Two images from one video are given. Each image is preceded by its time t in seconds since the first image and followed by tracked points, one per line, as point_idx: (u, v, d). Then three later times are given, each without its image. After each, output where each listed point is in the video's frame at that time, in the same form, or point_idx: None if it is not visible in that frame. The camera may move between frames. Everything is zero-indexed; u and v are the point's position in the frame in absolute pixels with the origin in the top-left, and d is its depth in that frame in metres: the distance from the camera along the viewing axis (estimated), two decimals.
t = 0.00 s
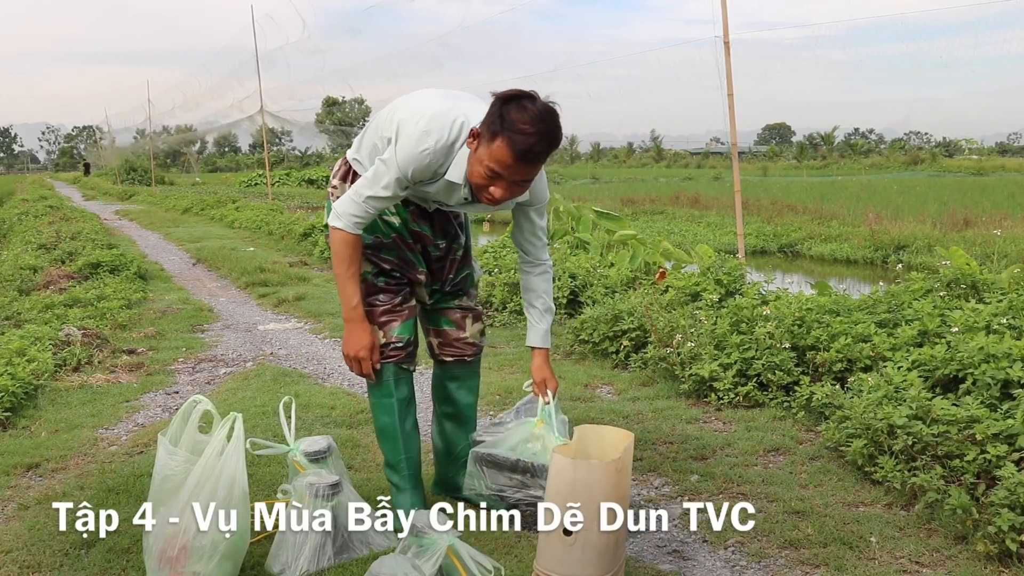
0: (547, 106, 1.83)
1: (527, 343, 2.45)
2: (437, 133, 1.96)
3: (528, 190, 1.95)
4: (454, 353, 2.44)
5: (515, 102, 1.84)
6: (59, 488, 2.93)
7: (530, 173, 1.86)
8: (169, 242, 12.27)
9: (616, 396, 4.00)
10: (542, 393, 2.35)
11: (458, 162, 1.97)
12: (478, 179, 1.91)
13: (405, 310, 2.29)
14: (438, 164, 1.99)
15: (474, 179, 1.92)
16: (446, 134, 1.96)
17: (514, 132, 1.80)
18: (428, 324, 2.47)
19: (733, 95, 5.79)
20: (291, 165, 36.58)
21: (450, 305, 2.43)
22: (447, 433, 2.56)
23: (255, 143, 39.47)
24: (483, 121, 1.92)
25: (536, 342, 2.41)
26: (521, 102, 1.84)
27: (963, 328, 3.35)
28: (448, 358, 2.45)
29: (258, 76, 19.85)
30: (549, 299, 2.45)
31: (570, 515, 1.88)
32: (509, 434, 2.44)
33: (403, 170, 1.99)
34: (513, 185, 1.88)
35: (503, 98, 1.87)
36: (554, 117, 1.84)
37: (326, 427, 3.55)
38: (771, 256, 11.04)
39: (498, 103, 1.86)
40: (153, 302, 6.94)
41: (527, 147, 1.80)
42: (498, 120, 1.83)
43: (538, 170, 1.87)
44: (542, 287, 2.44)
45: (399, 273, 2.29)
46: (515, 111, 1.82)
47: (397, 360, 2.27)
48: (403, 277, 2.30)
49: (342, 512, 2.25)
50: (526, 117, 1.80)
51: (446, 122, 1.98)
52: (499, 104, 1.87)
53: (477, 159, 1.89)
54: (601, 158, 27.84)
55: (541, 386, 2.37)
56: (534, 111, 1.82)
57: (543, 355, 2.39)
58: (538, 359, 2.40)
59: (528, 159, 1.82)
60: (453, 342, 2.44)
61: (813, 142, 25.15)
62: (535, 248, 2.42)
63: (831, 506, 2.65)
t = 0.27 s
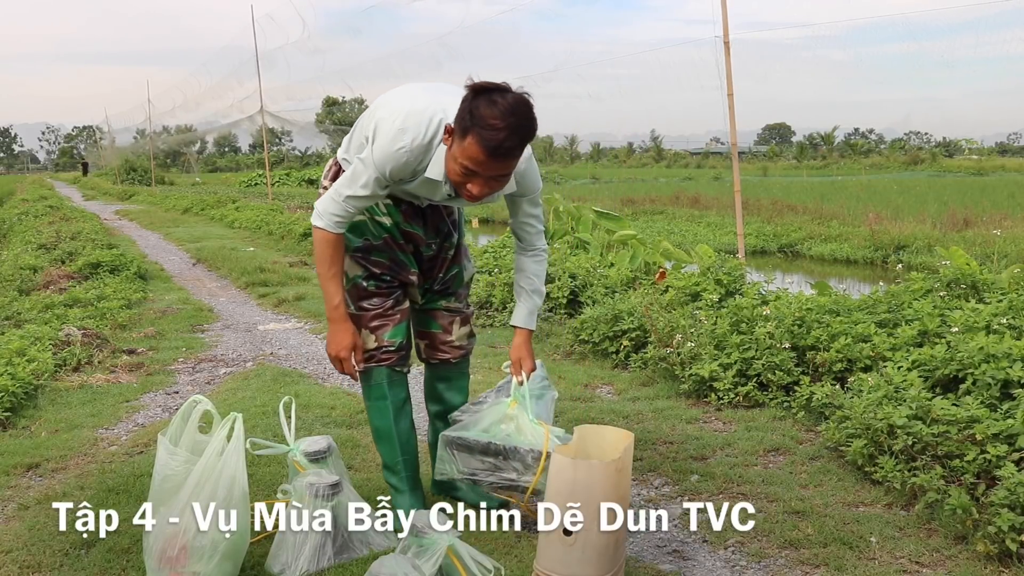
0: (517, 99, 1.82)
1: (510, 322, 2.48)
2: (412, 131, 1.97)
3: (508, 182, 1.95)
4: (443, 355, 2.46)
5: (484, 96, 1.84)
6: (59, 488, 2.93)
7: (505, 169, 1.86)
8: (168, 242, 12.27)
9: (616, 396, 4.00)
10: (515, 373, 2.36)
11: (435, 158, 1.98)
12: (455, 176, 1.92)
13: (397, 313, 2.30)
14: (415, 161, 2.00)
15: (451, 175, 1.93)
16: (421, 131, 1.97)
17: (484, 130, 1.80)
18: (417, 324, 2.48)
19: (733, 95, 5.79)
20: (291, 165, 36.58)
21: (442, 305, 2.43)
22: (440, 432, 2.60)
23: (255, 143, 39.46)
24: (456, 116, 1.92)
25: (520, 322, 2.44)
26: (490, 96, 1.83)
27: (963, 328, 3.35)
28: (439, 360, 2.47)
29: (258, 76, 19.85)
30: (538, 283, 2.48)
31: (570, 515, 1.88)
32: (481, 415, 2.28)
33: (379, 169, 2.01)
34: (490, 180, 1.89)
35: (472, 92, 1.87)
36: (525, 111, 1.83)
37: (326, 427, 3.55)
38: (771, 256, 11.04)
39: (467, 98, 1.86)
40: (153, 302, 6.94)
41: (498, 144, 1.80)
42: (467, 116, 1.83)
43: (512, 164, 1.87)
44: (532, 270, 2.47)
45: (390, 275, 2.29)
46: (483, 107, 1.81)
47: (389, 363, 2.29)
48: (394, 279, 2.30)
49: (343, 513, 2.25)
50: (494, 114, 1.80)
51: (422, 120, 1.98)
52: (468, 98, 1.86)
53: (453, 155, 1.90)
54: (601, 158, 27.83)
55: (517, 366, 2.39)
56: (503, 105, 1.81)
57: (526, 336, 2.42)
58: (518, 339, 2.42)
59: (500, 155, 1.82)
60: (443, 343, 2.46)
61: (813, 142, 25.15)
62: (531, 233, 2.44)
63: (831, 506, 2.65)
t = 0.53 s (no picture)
0: (462, 92, 1.80)
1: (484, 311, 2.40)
2: (380, 134, 1.99)
3: (474, 176, 1.93)
4: (449, 355, 2.46)
5: (431, 93, 1.83)
6: (59, 488, 2.93)
7: (461, 164, 1.84)
8: (169, 242, 12.27)
9: (617, 396, 4.00)
10: (480, 364, 2.22)
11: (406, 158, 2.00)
12: (419, 175, 1.92)
13: (400, 314, 2.30)
14: (388, 163, 2.02)
15: (416, 175, 1.93)
16: (389, 133, 1.98)
17: (429, 126, 1.79)
18: (425, 324, 2.48)
19: (733, 95, 5.79)
20: (291, 165, 36.58)
21: (448, 305, 2.42)
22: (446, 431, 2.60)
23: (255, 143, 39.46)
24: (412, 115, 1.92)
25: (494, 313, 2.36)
26: (437, 92, 1.83)
27: (963, 328, 3.35)
28: (447, 360, 2.47)
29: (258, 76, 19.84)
30: (518, 277, 2.41)
31: (570, 514, 1.88)
32: (441, 406, 2.12)
33: (354, 175, 2.06)
34: (452, 176, 1.88)
35: (421, 90, 1.86)
36: (470, 101, 1.81)
37: (326, 427, 3.55)
38: (771, 256, 11.04)
39: (416, 96, 1.85)
40: (153, 302, 6.94)
41: (443, 139, 1.78)
42: (416, 115, 1.83)
43: (469, 158, 1.85)
44: (515, 263, 2.41)
45: (394, 275, 2.29)
46: (429, 104, 1.80)
47: (393, 364, 2.29)
48: (398, 279, 2.30)
49: (343, 512, 2.25)
50: (439, 110, 1.78)
51: (390, 122, 1.99)
52: (417, 97, 1.86)
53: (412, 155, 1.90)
54: (601, 158, 27.83)
55: (484, 358, 2.26)
56: (448, 100, 1.80)
57: (498, 326, 2.33)
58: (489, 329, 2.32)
59: (452, 150, 1.80)
60: (449, 344, 2.45)
61: (813, 142, 25.14)
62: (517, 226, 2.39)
63: (831, 506, 2.65)
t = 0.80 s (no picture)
0: (399, 94, 1.75)
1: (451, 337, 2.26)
2: (347, 139, 2.00)
3: (428, 180, 1.86)
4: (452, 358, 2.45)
5: (370, 98, 1.78)
6: (59, 488, 2.93)
7: (407, 167, 1.78)
8: (169, 242, 12.27)
9: (616, 396, 4.00)
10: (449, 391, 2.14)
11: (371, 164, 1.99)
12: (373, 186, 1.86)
13: (399, 315, 2.31)
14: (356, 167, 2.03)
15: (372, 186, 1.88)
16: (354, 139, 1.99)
17: (369, 131, 1.73)
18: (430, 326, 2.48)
19: (733, 95, 5.79)
20: (291, 165, 36.58)
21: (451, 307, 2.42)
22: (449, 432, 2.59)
23: (255, 143, 39.46)
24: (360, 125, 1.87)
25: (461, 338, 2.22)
26: (375, 96, 1.77)
27: (962, 328, 3.35)
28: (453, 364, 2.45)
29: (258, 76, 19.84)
30: (488, 301, 2.25)
31: (570, 515, 1.88)
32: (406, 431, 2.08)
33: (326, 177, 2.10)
34: (403, 182, 1.81)
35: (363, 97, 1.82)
36: (411, 105, 1.75)
37: (326, 427, 3.55)
38: (771, 256, 11.04)
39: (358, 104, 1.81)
40: (153, 302, 6.94)
41: (383, 142, 1.72)
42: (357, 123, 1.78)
43: (415, 161, 1.78)
44: (483, 285, 2.23)
45: (393, 275, 2.30)
46: (367, 108, 1.75)
47: (392, 366, 2.29)
48: (397, 280, 2.31)
49: (343, 512, 2.24)
50: (377, 113, 1.73)
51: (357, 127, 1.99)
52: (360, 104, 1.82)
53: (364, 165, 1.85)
54: (601, 158, 27.84)
55: (451, 387, 2.14)
56: (386, 103, 1.74)
57: (464, 352, 2.20)
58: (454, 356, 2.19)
59: (394, 154, 1.74)
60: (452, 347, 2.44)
61: (813, 142, 25.14)
62: (488, 243, 2.22)
63: (831, 506, 2.65)
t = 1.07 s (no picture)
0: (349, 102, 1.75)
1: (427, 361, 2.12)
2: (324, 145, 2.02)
3: (386, 185, 1.85)
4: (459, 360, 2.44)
5: (321, 106, 1.78)
6: (59, 488, 2.93)
7: (360, 174, 1.77)
8: (169, 242, 12.27)
9: (616, 396, 4.00)
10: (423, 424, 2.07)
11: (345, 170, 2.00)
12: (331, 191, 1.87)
13: (401, 318, 2.31)
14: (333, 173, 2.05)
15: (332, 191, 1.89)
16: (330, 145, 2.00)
17: (318, 140, 1.74)
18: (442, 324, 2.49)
19: (733, 95, 5.79)
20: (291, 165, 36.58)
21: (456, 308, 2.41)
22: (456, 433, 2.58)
23: (255, 143, 39.45)
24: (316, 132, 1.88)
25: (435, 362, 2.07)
26: (327, 104, 1.78)
27: (962, 328, 3.35)
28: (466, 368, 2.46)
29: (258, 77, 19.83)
30: (463, 321, 2.11)
31: (570, 515, 1.88)
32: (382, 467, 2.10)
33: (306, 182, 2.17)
34: (357, 188, 1.81)
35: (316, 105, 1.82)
36: (358, 111, 1.74)
37: (326, 427, 3.55)
38: (771, 256, 11.04)
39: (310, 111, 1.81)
40: (153, 302, 6.94)
41: (329, 148, 1.71)
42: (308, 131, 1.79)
43: (368, 168, 1.78)
44: (457, 305, 2.10)
45: (394, 276, 2.31)
46: (317, 116, 1.76)
47: (394, 369, 2.28)
48: (398, 280, 2.32)
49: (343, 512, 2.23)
50: (326, 122, 1.73)
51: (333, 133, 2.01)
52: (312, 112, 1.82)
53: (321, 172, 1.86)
54: (602, 158, 27.84)
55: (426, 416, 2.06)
56: (336, 111, 1.74)
57: (439, 379, 2.06)
58: (429, 382, 2.07)
59: (344, 161, 1.74)
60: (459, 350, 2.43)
61: (813, 142, 25.14)
62: (462, 258, 2.10)
63: (831, 506, 2.65)
